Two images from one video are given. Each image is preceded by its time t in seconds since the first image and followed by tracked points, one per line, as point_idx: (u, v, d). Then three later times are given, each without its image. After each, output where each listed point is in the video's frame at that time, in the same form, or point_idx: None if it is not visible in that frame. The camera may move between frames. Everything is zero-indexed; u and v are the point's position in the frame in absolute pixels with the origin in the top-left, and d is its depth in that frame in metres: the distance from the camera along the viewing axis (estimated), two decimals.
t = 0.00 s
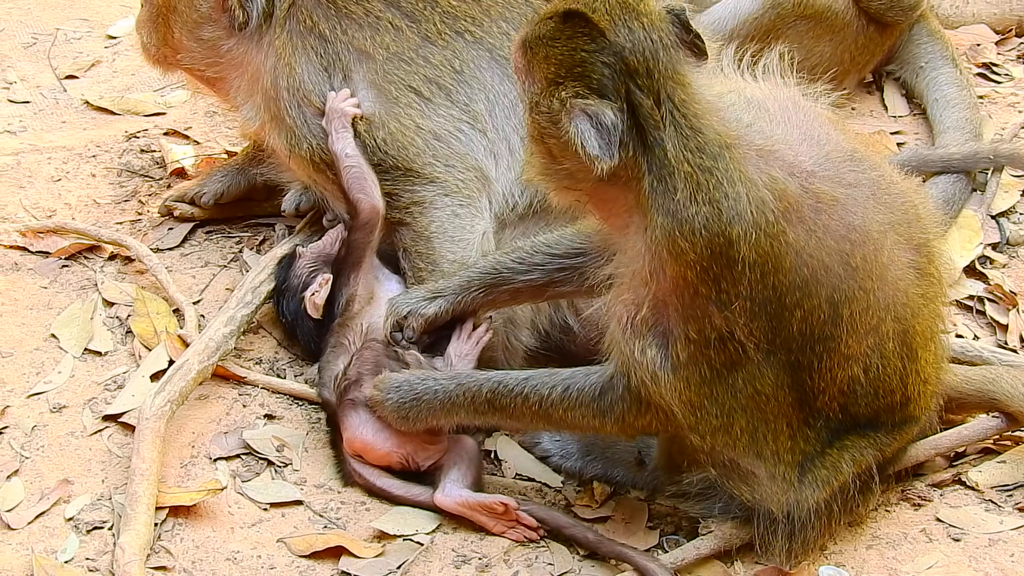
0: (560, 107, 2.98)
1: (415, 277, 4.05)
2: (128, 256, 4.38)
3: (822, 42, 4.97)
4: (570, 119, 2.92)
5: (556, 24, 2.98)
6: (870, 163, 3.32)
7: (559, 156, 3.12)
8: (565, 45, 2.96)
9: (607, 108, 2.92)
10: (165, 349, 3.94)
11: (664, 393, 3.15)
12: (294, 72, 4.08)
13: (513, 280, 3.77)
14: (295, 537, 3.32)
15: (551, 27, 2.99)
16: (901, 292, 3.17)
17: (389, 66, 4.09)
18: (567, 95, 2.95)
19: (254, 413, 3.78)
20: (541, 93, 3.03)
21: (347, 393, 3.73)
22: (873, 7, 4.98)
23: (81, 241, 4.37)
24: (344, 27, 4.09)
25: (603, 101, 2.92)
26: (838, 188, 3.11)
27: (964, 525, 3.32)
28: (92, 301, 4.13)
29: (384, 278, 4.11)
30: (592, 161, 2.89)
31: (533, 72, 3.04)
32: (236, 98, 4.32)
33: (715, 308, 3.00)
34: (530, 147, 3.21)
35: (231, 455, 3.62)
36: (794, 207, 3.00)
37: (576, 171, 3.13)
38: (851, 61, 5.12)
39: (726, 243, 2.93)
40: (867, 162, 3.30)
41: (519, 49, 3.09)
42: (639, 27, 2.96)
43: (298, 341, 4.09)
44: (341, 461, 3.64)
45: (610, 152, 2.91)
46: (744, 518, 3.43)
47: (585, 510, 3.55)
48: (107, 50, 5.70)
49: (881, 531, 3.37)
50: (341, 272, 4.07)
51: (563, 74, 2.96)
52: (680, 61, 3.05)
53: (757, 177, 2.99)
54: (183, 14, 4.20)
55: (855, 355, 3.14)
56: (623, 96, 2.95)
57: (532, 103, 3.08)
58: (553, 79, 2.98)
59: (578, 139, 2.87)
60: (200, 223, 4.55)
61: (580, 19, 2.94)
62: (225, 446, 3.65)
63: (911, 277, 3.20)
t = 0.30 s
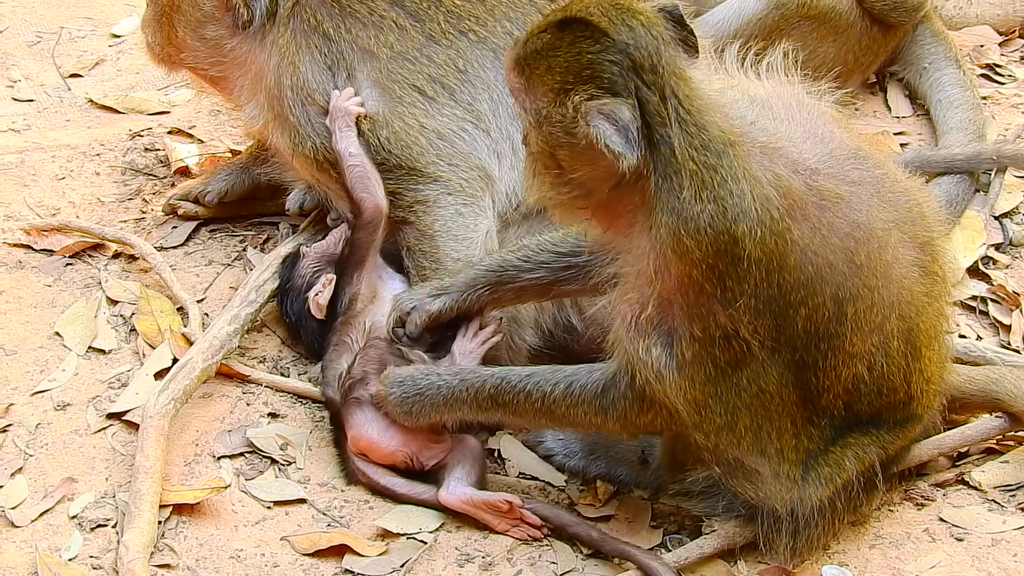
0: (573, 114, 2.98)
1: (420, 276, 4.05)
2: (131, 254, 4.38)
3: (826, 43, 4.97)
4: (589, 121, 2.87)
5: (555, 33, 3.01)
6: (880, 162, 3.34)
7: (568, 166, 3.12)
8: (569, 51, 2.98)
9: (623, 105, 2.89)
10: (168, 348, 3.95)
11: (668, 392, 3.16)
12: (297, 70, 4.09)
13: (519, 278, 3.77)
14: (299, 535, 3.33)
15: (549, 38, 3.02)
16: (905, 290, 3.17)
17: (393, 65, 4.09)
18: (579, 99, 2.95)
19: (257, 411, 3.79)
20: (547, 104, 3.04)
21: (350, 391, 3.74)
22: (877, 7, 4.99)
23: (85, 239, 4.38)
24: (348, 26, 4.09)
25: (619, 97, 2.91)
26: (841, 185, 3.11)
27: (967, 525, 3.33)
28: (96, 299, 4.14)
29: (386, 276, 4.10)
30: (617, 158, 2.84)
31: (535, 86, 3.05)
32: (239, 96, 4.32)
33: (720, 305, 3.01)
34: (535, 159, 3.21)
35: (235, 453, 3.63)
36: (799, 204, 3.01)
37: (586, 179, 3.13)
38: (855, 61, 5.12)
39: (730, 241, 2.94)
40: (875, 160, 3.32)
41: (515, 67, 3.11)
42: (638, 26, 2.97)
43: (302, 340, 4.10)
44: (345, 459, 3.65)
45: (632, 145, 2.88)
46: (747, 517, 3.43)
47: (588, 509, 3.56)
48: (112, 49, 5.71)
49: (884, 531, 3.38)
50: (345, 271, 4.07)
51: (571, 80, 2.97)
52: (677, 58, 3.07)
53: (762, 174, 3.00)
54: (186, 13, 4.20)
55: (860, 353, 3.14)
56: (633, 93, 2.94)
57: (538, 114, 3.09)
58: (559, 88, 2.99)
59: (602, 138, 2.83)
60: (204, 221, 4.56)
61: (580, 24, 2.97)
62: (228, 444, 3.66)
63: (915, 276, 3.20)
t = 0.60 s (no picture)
0: (572, 134, 2.95)
1: (423, 278, 4.05)
2: (136, 255, 4.39)
3: (830, 44, 4.98)
4: (591, 134, 2.87)
5: (538, 58, 2.99)
6: (870, 159, 3.33)
7: (568, 186, 3.09)
8: (558, 72, 2.96)
9: (620, 114, 2.89)
10: (173, 349, 3.95)
11: (669, 396, 3.16)
12: (301, 71, 4.10)
13: (518, 287, 3.76)
14: (303, 536, 3.33)
15: (534, 64, 3.00)
16: (902, 288, 3.16)
17: (397, 67, 4.09)
18: (576, 117, 2.93)
19: (262, 412, 3.79)
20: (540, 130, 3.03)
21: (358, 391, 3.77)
22: (880, 9, 4.99)
23: (90, 240, 4.38)
24: (353, 27, 4.09)
25: (613, 107, 2.90)
26: (835, 185, 3.12)
27: (971, 526, 3.34)
28: (101, 300, 4.14)
29: (391, 278, 4.09)
30: (624, 167, 2.85)
31: (526, 115, 3.04)
32: (244, 98, 4.33)
33: (718, 309, 3.01)
34: (529, 179, 3.19)
35: (240, 454, 3.63)
36: (792, 205, 3.01)
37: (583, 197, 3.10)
38: (859, 62, 5.13)
39: (726, 245, 2.94)
40: (866, 158, 3.31)
41: (500, 96, 3.09)
42: (620, 37, 2.97)
43: (306, 341, 4.10)
44: (348, 462, 3.65)
45: (637, 150, 2.88)
46: (751, 517, 3.44)
47: (592, 510, 3.57)
48: (117, 49, 5.71)
49: (888, 531, 3.38)
50: (349, 272, 4.08)
51: (565, 99, 2.95)
52: (658, 62, 3.06)
53: (754, 177, 3.00)
54: (189, 12, 4.22)
55: (859, 352, 3.14)
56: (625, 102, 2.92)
57: (535, 142, 3.06)
58: (553, 111, 2.98)
59: (606, 150, 2.82)
60: (209, 222, 4.57)
61: (564, 44, 2.95)
62: (233, 445, 3.66)
63: (912, 273, 3.20)
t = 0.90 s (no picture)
0: (598, 141, 2.90)
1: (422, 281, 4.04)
2: (136, 259, 4.39)
3: (829, 46, 4.98)
4: (618, 134, 2.80)
5: (549, 70, 2.91)
6: (874, 163, 3.34)
7: (587, 188, 3.03)
8: (576, 81, 2.88)
9: (643, 112, 2.83)
10: (173, 352, 3.95)
11: (671, 398, 3.16)
12: (301, 72, 4.10)
13: (516, 288, 3.75)
14: (303, 539, 3.33)
15: (545, 76, 2.92)
16: (904, 291, 3.16)
17: (397, 70, 4.10)
18: (601, 123, 2.86)
19: (261, 415, 3.79)
20: (561, 141, 2.98)
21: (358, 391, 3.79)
22: (879, 11, 4.98)
23: (90, 243, 4.39)
24: (354, 29, 4.10)
25: (636, 105, 2.83)
26: (839, 188, 3.12)
27: (969, 527, 3.33)
28: (100, 303, 4.15)
29: (391, 281, 4.11)
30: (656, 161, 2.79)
31: (543, 128, 2.98)
32: (241, 93, 4.31)
33: (721, 314, 3.01)
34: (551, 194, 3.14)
35: (239, 457, 3.63)
36: (797, 209, 3.02)
37: (597, 201, 3.05)
38: (858, 64, 5.12)
39: (729, 249, 2.94)
40: (869, 161, 3.31)
41: (507, 106, 3.01)
42: (628, 39, 2.90)
43: (305, 344, 4.10)
44: (348, 464, 3.65)
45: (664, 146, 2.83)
46: (751, 519, 3.43)
47: (591, 512, 3.57)
48: (116, 53, 5.72)
49: (888, 533, 3.38)
50: (347, 275, 4.08)
51: (588, 107, 2.88)
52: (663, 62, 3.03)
53: (759, 182, 3.00)
54: (188, 7, 4.23)
55: (861, 355, 3.14)
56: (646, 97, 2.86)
57: (558, 154, 3.01)
58: (575, 121, 2.92)
59: (638, 146, 2.76)
60: (209, 225, 4.57)
61: (577, 52, 2.87)
62: (232, 448, 3.66)
63: (914, 276, 3.20)
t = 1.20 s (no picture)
0: (604, 144, 2.90)
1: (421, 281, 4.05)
2: (136, 259, 4.40)
3: (828, 47, 4.98)
4: (623, 135, 2.81)
5: (553, 75, 2.91)
6: (874, 163, 3.34)
7: (593, 190, 3.03)
8: (581, 86, 2.89)
9: (648, 114, 2.83)
10: (172, 352, 3.96)
11: (672, 400, 3.16)
12: (301, 72, 4.10)
13: (514, 285, 3.76)
14: (302, 539, 3.34)
15: (549, 81, 2.92)
16: (905, 292, 3.17)
17: (396, 71, 4.11)
18: (607, 125, 2.87)
19: (261, 415, 3.80)
20: (566, 145, 2.98)
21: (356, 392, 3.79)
22: (879, 13, 4.99)
23: (90, 244, 4.39)
24: (354, 30, 4.11)
25: (641, 107, 2.83)
26: (841, 190, 3.12)
27: (968, 527, 3.34)
28: (100, 304, 4.15)
29: (390, 283, 4.10)
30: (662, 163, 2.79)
31: (548, 134, 2.98)
32: (240, 92, 4.32)
33: (723, 316, 3.02)
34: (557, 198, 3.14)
35: (239, 457, 3.64)
36: (799, 211, 3.03)
37: (602, 203, 3.05)
38: (857, 65, 5.13)
39: (732, 251, 2.94)
40: (870, 162, 3.31)
41: (510, 113, 3.01)
42: (631, 41, 2.91)
43: (304, 345, 4.11)
44: (348, 466, 3.65)
45: (670, 148, 2.83)
46: (750, 519, 3.43)
47: (590, 512, 3.57)
48: (116, 54, 5.73)
49: (887, 533, 3.38)
50: (346, 274, 4.09)
51: (592, 111, 2.89)
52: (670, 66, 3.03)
53: (761, 184, 3.00)
54: (189, 6, 4.24)
55: (862, 356, 3.15)
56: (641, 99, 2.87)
57: (564, 159, 3.01)
58: (581, 125, 2.92)
59: (644, 147, 2.76)
60: (209, 226, 4.58)
61: (581, 56, 2.87)
62: (232, 448, 3.67)
63: (915, 277, 3.21)
